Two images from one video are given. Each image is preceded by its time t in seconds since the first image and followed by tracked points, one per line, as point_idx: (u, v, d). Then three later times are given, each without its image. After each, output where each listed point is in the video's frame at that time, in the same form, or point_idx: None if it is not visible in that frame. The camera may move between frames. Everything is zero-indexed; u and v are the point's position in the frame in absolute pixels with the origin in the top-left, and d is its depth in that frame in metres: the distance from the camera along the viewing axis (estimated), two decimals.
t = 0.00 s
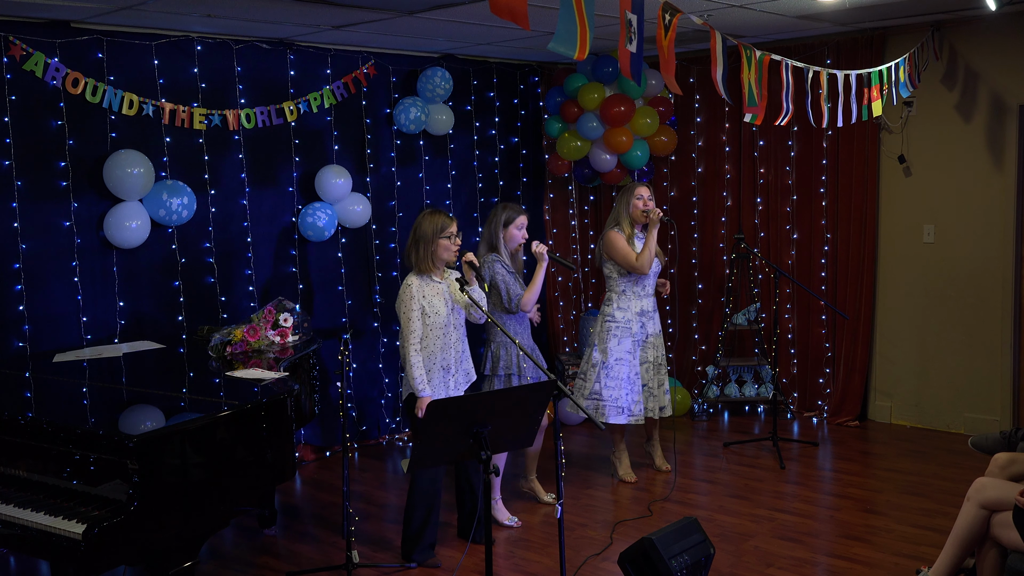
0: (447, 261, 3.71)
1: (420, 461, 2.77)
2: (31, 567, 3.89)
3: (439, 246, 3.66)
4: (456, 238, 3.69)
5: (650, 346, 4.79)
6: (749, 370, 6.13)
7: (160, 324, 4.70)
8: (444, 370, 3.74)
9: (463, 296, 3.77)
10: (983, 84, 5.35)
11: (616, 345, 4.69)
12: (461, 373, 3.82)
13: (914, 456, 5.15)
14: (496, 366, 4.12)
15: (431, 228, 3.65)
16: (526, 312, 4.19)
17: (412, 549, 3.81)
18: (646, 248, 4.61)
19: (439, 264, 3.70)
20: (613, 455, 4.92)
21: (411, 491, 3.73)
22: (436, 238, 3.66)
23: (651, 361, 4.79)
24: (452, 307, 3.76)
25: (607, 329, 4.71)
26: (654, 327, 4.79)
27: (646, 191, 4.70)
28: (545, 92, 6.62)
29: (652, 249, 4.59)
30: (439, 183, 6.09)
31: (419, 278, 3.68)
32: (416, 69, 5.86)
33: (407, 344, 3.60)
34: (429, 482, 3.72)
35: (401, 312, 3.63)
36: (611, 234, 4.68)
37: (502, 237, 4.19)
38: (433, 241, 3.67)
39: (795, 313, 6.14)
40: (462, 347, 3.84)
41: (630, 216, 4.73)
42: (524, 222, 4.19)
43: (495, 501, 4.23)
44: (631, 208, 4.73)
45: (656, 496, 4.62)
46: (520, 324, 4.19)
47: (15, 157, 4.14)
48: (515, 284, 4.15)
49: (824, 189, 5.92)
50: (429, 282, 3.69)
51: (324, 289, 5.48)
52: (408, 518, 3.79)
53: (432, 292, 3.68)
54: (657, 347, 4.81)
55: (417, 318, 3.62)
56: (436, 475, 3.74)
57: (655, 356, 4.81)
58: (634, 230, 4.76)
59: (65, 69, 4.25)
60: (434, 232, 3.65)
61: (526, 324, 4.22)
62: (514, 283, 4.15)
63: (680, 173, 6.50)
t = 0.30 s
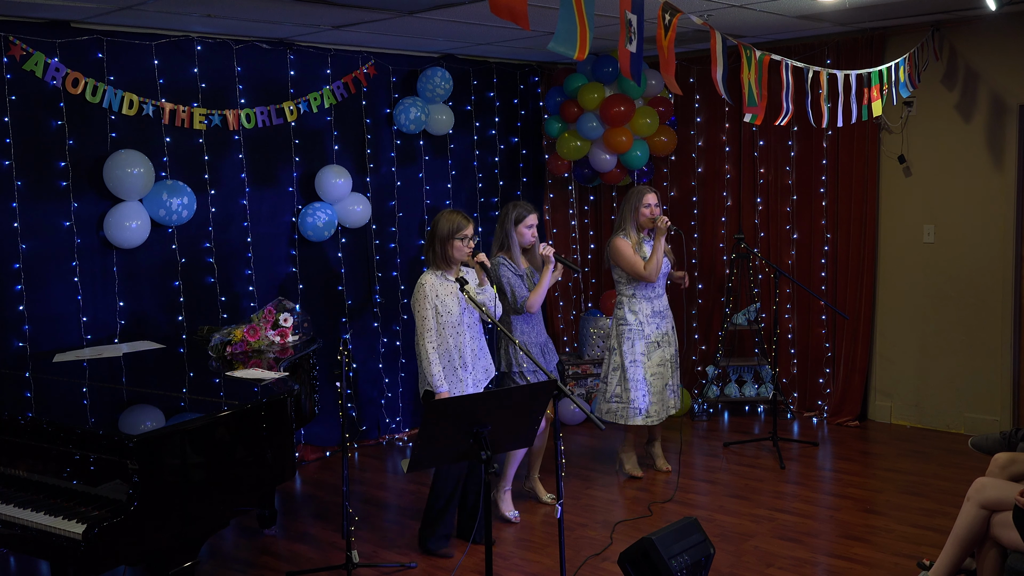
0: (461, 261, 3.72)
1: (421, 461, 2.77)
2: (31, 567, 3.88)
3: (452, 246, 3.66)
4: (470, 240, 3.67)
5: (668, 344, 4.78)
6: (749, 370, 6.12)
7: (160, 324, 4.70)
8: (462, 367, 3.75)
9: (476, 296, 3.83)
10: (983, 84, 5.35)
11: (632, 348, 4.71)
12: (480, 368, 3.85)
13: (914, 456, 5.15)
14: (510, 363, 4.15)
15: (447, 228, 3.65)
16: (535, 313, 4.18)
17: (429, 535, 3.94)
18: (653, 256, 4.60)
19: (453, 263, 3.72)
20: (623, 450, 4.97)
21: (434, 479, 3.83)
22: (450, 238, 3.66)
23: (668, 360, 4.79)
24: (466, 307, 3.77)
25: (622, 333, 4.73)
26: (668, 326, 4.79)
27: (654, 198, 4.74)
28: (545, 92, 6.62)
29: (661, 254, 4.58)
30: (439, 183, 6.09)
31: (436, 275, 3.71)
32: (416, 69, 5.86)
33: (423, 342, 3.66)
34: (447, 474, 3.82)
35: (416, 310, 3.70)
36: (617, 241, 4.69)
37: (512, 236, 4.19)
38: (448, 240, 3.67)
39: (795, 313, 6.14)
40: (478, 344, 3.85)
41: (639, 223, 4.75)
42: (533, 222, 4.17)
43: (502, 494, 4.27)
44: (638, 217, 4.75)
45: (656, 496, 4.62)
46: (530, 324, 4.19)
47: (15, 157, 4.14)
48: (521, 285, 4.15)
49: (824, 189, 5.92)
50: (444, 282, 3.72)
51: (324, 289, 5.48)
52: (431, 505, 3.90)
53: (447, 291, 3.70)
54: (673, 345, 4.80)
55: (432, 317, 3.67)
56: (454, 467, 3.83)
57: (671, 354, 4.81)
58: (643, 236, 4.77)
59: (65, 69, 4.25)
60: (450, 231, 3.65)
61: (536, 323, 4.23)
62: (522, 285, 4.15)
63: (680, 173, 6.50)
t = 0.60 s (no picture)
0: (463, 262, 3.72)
1: (421, 462, 2.77)
2: (31, 567, 3.88)
3: (455, 246, 3.66)
4: (473, 240, 3.66)
5: (668, 346, 4.76)
6: (749, 370, 6.12)
7: (160, 324, 4.70)
8: (460, 368, 3.74)
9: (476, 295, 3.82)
10: (983, 84, 5.35)
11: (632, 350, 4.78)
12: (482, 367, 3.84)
13: (914, 456, 5.15)
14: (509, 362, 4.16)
15: (448, 228, 3.65)
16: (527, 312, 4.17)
17: (444, 530, 4.01)
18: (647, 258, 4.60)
19: (454, 264, 3.72)
20: (632, 446, 5.07)
21: (444, 478, 3.91)
22: (452, 238, 3.66)
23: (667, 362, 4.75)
24: (465, 307, 3.75)
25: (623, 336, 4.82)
26: (669, 327, 4.77)
27: (656, 199, 4.73)
28: (545, 92, 6.62)
29: (656, 254, 4.57)
30: (439, 183, 6.10)
31: (435, 276, 3.72)
32: (416, 69, 5.86)
33: (419, 341, 3.68)
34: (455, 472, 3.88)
35: (414, 309, 3.71)
36: (613, 243, 4.71)
37: (510, 233, 4.18)
38: (450, 240, 3.67)
39: (795, 313, 6.14)
40: (478, 344, 3.82)
41: (641, 224, 4.74)
42: (531, 219, 4.15)
43: (525, 479, 4.52)
44: (641, 218, 4.74)
45: (655, 496, 4.62)
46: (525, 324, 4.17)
47: (15, 157, 4.14)
48: (510, 285, 4.18)
49: (824, 189, 5.92)
50: (444, 281, 3.72)
51: (324, 289, 5.48)
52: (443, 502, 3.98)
53: (446, 291, 3.71)
54: (676, 345, 4.77)
55: (429, 317, 3.68)
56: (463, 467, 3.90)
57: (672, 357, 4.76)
58: (643, 238, 4.76)
59: (65, 69, 4.25)
60: (451, 232, 3.65)
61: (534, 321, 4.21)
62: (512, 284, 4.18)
63: (680, 173, 6.50)
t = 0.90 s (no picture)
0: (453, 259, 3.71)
1: (421, 461, 2.77)
2: (32, 567, 3.88)
3: (443, 244, 3.67)
4: (461, 237, 3.67)
5: (648, 346, 4.74)
6: (749, 370, 6.12)
7: (160, 323, 4.70)
8: (451, 367, 3.72)
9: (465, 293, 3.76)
10: (983, 84, 5.35)
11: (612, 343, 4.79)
12: (474, 366, 3.81)
13: (914, 456, 5.15)
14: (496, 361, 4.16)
15: (436, 227, 3.66)
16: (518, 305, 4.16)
17: (412, 548, 3.81)
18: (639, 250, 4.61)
19: (444, 263, 3.72)
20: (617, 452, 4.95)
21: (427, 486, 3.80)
22: (440, 236, 3.67)
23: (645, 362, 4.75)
24: (455, 306, 3.74)
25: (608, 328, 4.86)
26: (654, 328, 4.72)
27: (657, 195, 4.72)
28: (545, 92, 6.62)
29: (648, 249, 4.57)
30: (439, 183, 6.10)
31: (424, 276, 3.72)
32: (416, 69, 5.86)
33: (408, 342, 3.67)
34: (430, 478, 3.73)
35: (404, 309, 3.71)
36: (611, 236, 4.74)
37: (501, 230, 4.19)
38: (438, 240, 3.68)
39: (795, 313, 6.14)
40: (471, 343, 3.80)
41: (640, 220, 4.75)
42: (521, 213, 4.14)
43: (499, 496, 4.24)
44: (641, 213, 4.74)
45: (656, 496, 4.62)
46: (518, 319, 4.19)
47: (15, 157, 4.14)
48: (499, 278, 4.16)
49: (824, 189, 5.92)
50: (432, 281, 3.72)
51: (324, 289, 5.48)
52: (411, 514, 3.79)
53: (435, 291, 3.71)
54: (658, 347, 4.74)
55: (418, 317, 3.67)
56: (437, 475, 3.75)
57: (652, 357, 4.75)
58: (640, 234, 4.76)
59: (65, 69, 4.25)
60: (439, 231, 3.66)
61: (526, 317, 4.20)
62: (503, 278, 4.17)
63: (680, 173, 6.50)
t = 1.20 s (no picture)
0: (437, 262, 3.70)
1: (421, 461, 2.78)
2: (32, 567, 3.88)
3: (428, 246, 3.65)
4: (446, 239, 3.65)
5: (631, 348, 4.75)
6: (749, 370, 6.12)
7: (160, 323, 4.70)
8: (428, 373, 3.73)
9: (448, 297, 3.76)
10: (983, 84, 5.35)
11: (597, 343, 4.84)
12: (450, 376, 3.79)
13: (914, 456, 5.15)
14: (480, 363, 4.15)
15: (420, 229, 3.65)
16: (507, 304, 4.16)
17: (413, 549, 3.82)
18: (630, 248, 4.61)
19: (426, 265, 3.71)
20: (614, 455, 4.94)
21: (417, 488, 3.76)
22: (425, 238, 3.65)
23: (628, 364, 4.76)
24: (437, 311, 3.75)
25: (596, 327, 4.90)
26: (638, 330, 4.72)
27: (651, 193, 4.70)
28: (545, 92, 6.61)
29: (640, 248, 4.57)
30: (439, 183, 6.10)
31: (405, 279, 3.71)
32: (416, 70, 5.86)
33: (388, 344, 3.65)
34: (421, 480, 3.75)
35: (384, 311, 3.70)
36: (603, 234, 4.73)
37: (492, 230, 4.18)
38: (423, 241, 3.66)
39: (795, 313, 6.14)
40: (449, 350, 3.80)
41: (635, 216, 4.72)
42: (512, 213, 4.15)
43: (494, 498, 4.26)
44: (636, 210, 4.72)
45: (656, 496, 4.62)
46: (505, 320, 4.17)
47: (15, 157, 4.14)
48: (493, 277, 4.14)
49: (824, 189, 5.92)
50: (414, 283, 3.72)
51: (324, 289, 5.48)
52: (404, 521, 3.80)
53: (417, 293, 3.71)
54: (641, 350, 4.73)
55: (398, 319, 3.67)
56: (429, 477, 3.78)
57: (634, 359, 4.75)
58: (634, 233, 4.74)
59: (65, 69, 4.25)
60: (424, 232, 3.65)
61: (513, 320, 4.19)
62: (494, 275, 4.15)
63: (680, 174, 6.50)
